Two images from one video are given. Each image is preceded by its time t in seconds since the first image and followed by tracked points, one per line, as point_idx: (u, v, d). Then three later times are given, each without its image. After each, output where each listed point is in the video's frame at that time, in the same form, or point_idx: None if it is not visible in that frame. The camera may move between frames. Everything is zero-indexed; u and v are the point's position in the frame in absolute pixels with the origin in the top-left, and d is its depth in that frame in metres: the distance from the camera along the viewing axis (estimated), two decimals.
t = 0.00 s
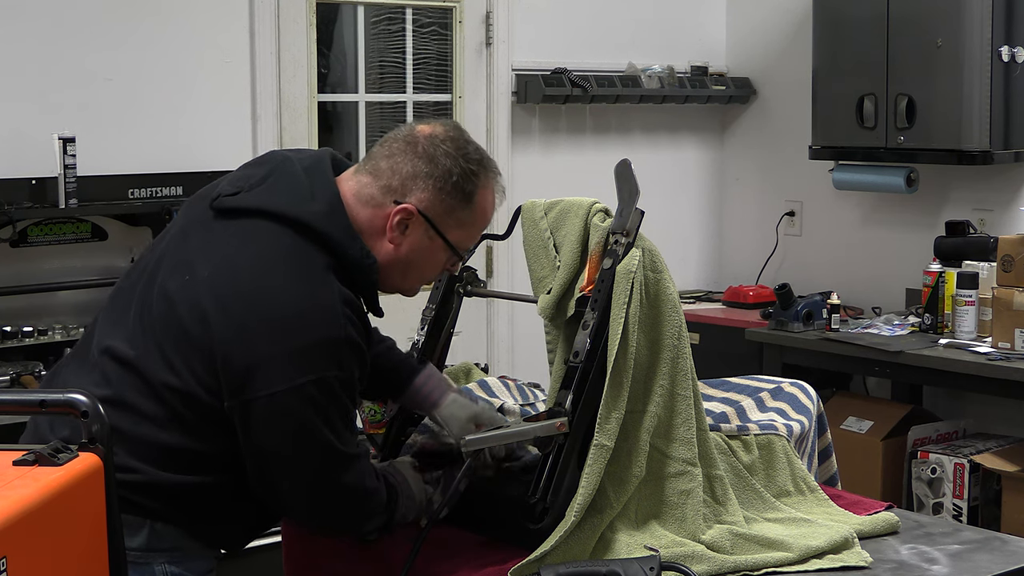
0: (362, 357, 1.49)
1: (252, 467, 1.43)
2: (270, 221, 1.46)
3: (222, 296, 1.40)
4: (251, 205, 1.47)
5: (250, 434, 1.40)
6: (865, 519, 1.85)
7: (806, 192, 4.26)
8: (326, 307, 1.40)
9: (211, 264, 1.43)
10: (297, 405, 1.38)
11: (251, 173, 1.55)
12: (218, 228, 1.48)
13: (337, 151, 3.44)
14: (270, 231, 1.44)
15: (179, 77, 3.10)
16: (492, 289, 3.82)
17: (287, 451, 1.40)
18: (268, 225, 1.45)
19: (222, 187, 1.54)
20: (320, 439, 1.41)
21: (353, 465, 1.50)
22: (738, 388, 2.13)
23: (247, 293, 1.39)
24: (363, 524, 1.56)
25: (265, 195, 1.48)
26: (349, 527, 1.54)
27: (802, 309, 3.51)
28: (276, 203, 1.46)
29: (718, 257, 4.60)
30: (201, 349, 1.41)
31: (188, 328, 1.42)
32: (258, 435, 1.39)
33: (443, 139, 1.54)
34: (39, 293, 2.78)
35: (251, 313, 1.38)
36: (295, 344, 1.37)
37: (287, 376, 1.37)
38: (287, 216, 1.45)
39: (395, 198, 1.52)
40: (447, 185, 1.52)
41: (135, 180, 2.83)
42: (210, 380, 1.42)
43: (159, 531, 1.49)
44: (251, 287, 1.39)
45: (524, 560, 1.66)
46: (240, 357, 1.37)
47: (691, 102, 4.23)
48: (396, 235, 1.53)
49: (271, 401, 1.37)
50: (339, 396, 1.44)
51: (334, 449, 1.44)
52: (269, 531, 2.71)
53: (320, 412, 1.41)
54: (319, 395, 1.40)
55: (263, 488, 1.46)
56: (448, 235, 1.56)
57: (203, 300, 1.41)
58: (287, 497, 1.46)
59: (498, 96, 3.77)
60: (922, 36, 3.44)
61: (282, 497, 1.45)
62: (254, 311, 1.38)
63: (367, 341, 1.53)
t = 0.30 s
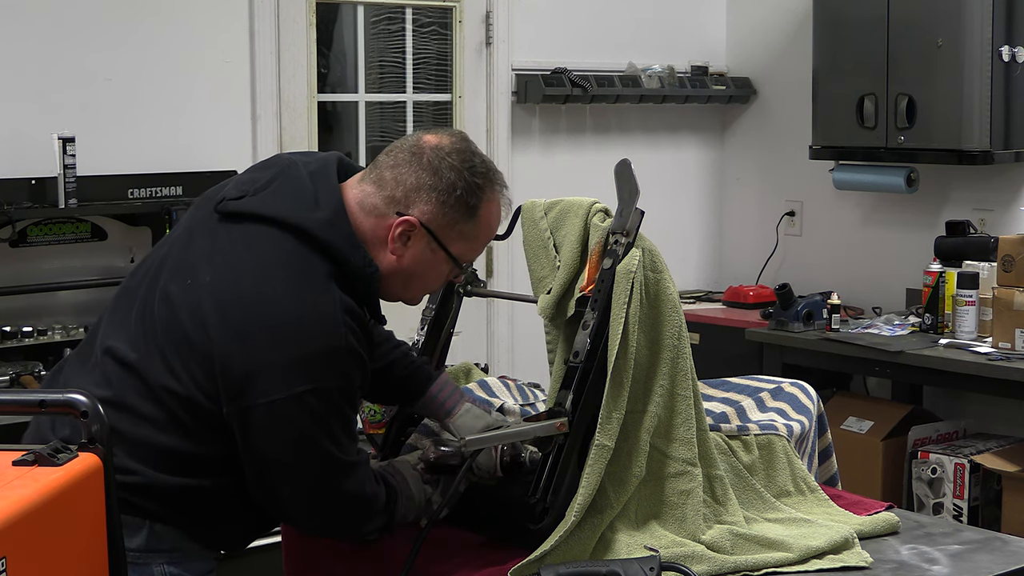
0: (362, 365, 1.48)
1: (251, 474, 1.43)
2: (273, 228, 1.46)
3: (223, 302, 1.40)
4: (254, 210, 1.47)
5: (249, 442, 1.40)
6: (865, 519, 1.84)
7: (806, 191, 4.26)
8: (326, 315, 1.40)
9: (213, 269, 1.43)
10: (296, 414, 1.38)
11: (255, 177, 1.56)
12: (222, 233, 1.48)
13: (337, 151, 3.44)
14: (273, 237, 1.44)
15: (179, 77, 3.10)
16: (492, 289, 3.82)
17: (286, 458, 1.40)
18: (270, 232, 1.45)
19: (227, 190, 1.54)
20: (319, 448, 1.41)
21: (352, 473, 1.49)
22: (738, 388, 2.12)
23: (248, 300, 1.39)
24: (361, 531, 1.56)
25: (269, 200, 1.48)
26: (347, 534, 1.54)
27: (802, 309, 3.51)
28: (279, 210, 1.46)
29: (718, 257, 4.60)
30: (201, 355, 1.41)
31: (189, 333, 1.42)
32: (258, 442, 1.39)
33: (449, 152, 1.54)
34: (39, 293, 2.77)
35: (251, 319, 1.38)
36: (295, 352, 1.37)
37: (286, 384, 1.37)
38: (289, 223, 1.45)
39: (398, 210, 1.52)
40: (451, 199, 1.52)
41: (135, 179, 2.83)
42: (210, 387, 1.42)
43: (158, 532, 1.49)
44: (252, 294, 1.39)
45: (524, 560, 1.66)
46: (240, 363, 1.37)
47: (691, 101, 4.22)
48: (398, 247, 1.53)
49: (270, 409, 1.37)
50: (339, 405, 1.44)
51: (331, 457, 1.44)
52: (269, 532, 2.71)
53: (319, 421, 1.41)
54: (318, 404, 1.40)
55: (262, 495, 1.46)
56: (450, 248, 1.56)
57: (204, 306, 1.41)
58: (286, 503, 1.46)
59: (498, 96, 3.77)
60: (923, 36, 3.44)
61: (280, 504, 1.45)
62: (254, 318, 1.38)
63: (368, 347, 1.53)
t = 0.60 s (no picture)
0: (363, 365, 1.48)
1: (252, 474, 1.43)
2: (274, 228, 1.46)
3: (223, 302, 1.39)
4: (255, 210, 1.47)
5: (250, 442, 1.40)
6: (866, 519, 1.84)
7: (806, 191, 4.25)
8: (327, 316, 1.40)
9: (213, 269, 1.43)
10: (296, 414, 1.38)
11: (256, 178, 1.55)
12: (223, 233, 1.48)
13: (337, 151, 3.44)
14: (273, 237, 1.44)
15: (178, 76, 3.09)
16: (492, 289, 3.82)
17: (287, 458, 1.40)
18: (271, 232, 1.45)
19: (228, 190, 1.54)
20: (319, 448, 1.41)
21: (354, 475, 1.49)
22: (738, 388, 2.12)
23: (248, 300, 1.38)
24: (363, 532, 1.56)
25: (269, 201, 1.48)
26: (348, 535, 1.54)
27: (802, 309, 3.51)
28: (279, 210, 1.46)
29: (719, 257, 4.60)
30: (201, 355, 1.41)
31: (189, 334, 1.42)
32: (258, 442, 1.39)
33: (450, 152, 1.54)
34: (39, 293, 2.77)
35: (251, 320, 1.37)
36: (295, 352, 1.37)
37: (286, 384, 1.37)
38: (289, 224, 1.45)
39: (399, 210, 1.51)
40: (452, 199, 1.52)
41: (135, 179, 2.83)
42: (210, 388, 1.42)
43: (158, 532, 1.49)
44: (253, 294, 1.39)
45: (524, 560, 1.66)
46: (241, 364, 1.37)
47: (691, 101, 4.22)
48: (399, 247, 1.52)
49: (270, 409, 1.37)
50: (340, 405, 1.43)
51: (332, 458, 1.44)
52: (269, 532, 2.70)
53: (319, 422, 1.40)
54: (318, 405, 1.39)
55: (263, 495, 1.46)
56: (450, 247, 1.55)
57: (205, 306, 1.41)
58: (286, 504, 1.46)
59: (498, 96, 3.77)
60: (923, 36, 3.44)
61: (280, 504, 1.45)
62: (254, 318, 1.38)
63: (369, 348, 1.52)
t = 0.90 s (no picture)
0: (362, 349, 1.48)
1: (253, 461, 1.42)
2: (269, 215, 1.44)
3: (221, 291, 1.39)
4: (244, 200, 1.46)
5: (252, 428, 1.40)
6: (866, 519, 1.84)
7: (807, 191, 4.25)
8: (326, 300, 1.40)
9: (208, 261, 1.42)
10: (298, 397, 1.38)
11: (245, 169, 1.54)
12: (215, 224, 1.46)
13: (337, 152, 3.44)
14: (268, 224, 1.43)
15: (178, 76, 3.09)
16: (492, 289, 3.81)
17: (288, 448, 1.40)
18: (266, 219, 1.44)
19: (218, 182, 1.52)
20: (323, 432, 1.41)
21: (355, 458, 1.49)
22: (739, 388, 2.12)
23: (247, 289, 1.38)
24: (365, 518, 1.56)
25: (263, 189, 1.46)
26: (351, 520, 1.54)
27: (803, 309, 3.51)
28: (274, 197, 1.45)
29: (719, 257, 4.60)
30: (201, 347, 1.41)
31: (188, 327, 1.41)
32: (260, 429, 1.39)
33: (441, 127, 1.53)
34: (38, 293, 2.77)
35: (250, 308, 1.37)
36: (296, 337, 1.37)
37: (289, 369, 1.37)
38: (288, 212, 1.44)
39: (393, 186, 1.51)
40: (446, 172, 1.51)
41: (135, 179, 2.82)
42: (211, 376, 1.41)
43: (163, 530, 1.48)
44: (251, 283, 1.38)
45: (524, 560, 1.65)
46: (243, 353, 1.37)
47: (691, 101, 4.22)
48: (396, 224, 1.51)
49: (273, 394, 1.37)
50: (341, 388, 1.43)
51: (334, 443, 1.44)
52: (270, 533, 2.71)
53: (321, 406, 1.40)
54: (321, 388, 1.39)
55: (266, 483, 1.45)
56: (446, 223, 1.54)
57: (202, 297, 1.40)
58: (288, 492, 1.45)
59: (498, 96, 3.77)
60: (924, 36, 3.43)
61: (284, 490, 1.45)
62: (253, 305, 1.37)
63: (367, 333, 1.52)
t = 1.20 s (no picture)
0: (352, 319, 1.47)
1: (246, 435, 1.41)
2: (246, 190, 1.43)
3: (207, 267, 1.38)
4: (217, 180, 1.45)
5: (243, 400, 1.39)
6: (866, 519, 1.84)
7: (807, 191, 4.25)
8: (312, 267, 1.39)
9: (190, 244, 1.41)
10: (288, 364, 1.36)
11: (212, 151, 1.52)
12: (191, 210, 1.45)
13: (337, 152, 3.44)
14: (245, 199, 1.42)
15: (177, 76, 3.09)
16: (492, 289, 3.81)
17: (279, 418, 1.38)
18: (242, 193, 1.43)
19: (187, 168, 1.51)
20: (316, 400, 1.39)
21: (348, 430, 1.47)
22: (739, 388, 2.12)
23: (233, 264, 1.37)
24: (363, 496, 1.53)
25: (234, 164, 1.45)
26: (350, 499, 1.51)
27: (803, 308, 3.51)
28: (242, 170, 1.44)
29: (719, 257, 4.60)
30: (194, 329, 1.40)
31: (179, 311, 1.41)
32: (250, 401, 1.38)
33: (410, 83, 1.54)
34: (38, 293, 2.77)
35: (237, 281, 1.36)
36: (284, 304, 1.36)
37: (278, 336, 1.36)
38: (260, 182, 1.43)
39: (365, 140, 1.51)
40: (417, 125, 1.52)
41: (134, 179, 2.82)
42: (203, 356, 1.41)
43: (174, 524, 1.48)
44: (237, 259, 1.37)
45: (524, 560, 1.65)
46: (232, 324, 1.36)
47: (691, 101, 4.21)
48: (368, 178, 1.52)
49: (262, 362, 1.36)
50: (332, 357, 1.42)
51: (330, 413, 1.42)
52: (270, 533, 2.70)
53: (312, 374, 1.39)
54: (312, 354, 1.38)
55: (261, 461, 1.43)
56: (419, 177, 1.54)
57: (189, 279, 1.39)
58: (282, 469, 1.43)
59: (498, 96, 3.77)
60: (924, 36, 3.43)
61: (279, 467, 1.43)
62: (239, 278, 1.36)
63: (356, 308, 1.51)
